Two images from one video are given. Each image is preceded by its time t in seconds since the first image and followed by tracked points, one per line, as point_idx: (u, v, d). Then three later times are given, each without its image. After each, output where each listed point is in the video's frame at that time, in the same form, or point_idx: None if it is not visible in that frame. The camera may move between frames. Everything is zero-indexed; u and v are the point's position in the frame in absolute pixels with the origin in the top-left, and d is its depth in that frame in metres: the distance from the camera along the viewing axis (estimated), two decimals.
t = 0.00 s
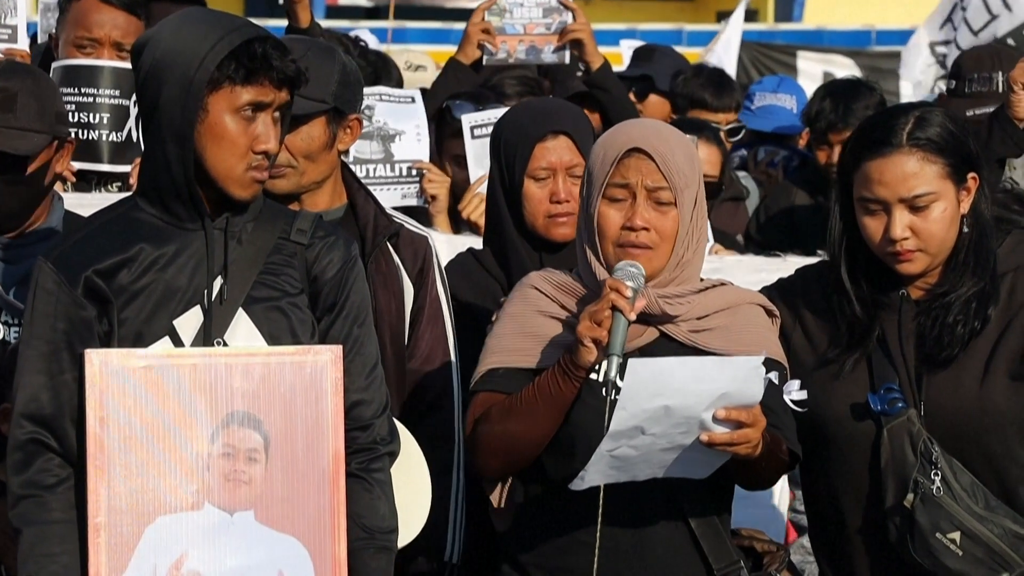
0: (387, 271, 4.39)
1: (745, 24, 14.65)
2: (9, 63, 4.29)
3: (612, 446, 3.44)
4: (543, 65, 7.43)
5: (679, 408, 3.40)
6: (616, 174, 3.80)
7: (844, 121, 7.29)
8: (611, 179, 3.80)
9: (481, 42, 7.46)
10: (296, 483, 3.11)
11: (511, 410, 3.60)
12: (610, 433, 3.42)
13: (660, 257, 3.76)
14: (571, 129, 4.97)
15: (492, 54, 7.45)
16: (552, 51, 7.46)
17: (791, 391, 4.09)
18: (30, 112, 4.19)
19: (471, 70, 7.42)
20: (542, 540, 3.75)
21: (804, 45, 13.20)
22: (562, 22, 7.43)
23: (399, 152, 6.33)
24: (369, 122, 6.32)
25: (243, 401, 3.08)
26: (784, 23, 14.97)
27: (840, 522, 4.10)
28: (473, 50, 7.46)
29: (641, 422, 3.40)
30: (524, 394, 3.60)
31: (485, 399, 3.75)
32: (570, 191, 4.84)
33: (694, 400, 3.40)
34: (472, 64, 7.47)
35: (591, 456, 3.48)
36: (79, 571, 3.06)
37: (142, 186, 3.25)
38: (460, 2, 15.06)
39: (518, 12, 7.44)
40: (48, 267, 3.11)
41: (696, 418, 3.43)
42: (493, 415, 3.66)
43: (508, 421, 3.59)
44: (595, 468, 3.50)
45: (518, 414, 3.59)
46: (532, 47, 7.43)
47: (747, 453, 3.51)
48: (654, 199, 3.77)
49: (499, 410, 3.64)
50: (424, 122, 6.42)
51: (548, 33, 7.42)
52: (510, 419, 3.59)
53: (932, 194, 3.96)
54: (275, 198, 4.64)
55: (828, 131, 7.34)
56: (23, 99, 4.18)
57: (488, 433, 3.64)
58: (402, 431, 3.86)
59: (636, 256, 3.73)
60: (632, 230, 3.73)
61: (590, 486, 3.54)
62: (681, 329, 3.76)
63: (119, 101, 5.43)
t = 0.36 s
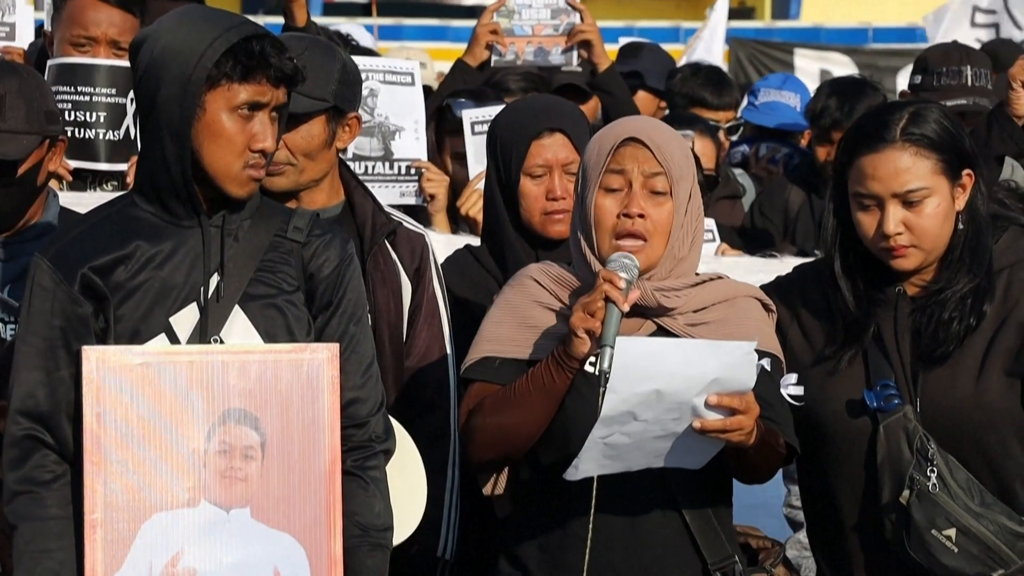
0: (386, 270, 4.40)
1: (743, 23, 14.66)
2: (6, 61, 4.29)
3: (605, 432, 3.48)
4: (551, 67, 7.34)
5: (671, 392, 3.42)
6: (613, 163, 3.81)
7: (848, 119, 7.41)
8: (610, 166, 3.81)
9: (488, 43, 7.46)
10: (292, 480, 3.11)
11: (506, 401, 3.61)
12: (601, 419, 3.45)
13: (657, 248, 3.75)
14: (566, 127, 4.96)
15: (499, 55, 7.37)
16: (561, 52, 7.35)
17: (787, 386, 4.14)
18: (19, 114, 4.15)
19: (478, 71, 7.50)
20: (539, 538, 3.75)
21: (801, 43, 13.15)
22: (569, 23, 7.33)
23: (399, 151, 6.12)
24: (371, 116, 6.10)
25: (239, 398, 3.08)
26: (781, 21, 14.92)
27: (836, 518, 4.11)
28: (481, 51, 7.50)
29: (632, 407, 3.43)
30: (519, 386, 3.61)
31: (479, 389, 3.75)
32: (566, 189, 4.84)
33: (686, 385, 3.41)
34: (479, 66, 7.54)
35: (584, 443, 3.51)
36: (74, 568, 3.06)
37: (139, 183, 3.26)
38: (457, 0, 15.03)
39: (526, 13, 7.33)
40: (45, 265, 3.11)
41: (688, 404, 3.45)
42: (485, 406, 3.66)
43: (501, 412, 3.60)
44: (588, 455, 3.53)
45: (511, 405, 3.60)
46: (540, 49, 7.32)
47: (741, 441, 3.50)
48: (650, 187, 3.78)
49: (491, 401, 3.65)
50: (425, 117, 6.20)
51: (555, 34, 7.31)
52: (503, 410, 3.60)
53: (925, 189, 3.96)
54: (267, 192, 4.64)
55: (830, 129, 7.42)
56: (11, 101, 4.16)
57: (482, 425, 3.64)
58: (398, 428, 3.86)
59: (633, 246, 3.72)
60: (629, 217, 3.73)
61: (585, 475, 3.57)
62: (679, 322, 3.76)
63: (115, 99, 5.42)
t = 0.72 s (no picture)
0: (385, 268, 4.39)
1: (741, 23, 14.67)
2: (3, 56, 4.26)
3: (603, 417, 3.46)
4: (560, 66, 7.43)
5: (669, 381, 3.40)
6: (612, 151, 3.82)
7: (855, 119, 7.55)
8: (608, 156, 3.82)
9: (495, 42, 7.61)
10: (291, 480, 3.10)
11: (502, 390, 3.60)
12: (600, 405, 3.44)
13: (657, 232, 3.76)
14: (565, 124, 4.95)
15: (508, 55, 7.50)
16: (570, 51, 7.45)
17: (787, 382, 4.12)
18: (34, 111, 4.17)
19: (485, 70, 7.60)
20: (538, 538, 3.74)
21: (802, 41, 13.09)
22: (578, 21, 7.45)
23: (405, 150, 6.13)
24: (377, 115, 6.09)
25: (239, 397, 3.07)
26: (781, 19, 14.86)
27: (836, 518, 4.10)
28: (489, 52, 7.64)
29: (630, 395, 3.41)
30: (516, 369, 3.61)
31: (478, 375, 3.74)
32: (565, 187, 4.82)
33: (684, 373, 3.39)
34: (486, 66, 7.65)
35: (583, 426, 3.50)
36: (72, 566, 3.05)
37: (138, 181, 3.24)
38: None
39: (534, 12, 7.46)
40: (44, 264, 3.10)
41: (687, 392, 3.42)
42: (482, 395, 3.65)
43: (500, 400, 3.59)
44: (586, 438, 3.51)
45: (506, 395, 3.59)
46: (549, 48, 7.44)
47: (740, 431, 3.49)
48: (649, 175, 3.77)
49: (488, 388, 3.65)
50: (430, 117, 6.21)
51: (564, 33, 7.44)
52: (499, 399, 3.60)
53: (923, 185, 3.95)
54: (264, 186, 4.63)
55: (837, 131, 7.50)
56: (24, 98, 4.17)
57: (480, 415, 3.63)
58: (397, 426, 3.84)
59: (630, 232, 3.72)
60: (627, 203, 3.73)
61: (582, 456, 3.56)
62: (678, 316, 3.74)
63: (113, 96, 5.40)
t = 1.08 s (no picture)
0: (386, 268, 4.38)
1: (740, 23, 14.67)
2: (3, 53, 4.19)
3: (604, 414, 3.40)
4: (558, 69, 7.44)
5: (669, 372, 3.38)
6: (610, 156, 3.82)
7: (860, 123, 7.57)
8: (605, 161, 3.81)
9: (495, 45, 7.55)
10: (291, 480, 3.09)
11: (503, 402, 3.61)
12: (601, 399, 3.37)
13: (654, 240, 3.75)
14: (567, 130, 4.96)
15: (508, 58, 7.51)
16: (569, 56, 7.48)
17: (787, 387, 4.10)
18: (45, 106, 4.10)
19: (483, 73, 7.45)
20: (540, 539, 3.73)
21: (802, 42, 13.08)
22: (577, 25, 7.51)
23: (407, 150, 6.09)
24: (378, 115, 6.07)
25: (239, 397, 3.06)
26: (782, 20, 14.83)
27: (837, 519, 4.09)
28: (489, 56, 7.56)
29: (630, 386, 3.37)
30: (516, 381, 3.61)
31: (479, 388, 3.73)
32: (566, 193, 4.83)
33: (684, 366, 3.39)
34: (485, 70, 7.54)
35: (583, 427, 3.41)
36: (71, 566, 3.04)
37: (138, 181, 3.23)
38: None
39: (534, 16, 7.56)
40: (44, 264, 3.09)
41: (686, 386, 3.42)
42: (484, 405, 3.66)
43: (502, 412, 3.60)
44: (588, 441, 3.42)
45: (509, 403, 3.60)
46: (548, 52, 7.49)
47: (739, 427, 3.49)
48: (646, 181, 3.76)
49: (489, 400, 3.65)
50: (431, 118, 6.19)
51: (563, 37, 7.52)
52: (501, 409, 3.61)
53: (923, 183, 3.95)
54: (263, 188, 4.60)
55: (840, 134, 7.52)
56: (36, 96, 4.09)
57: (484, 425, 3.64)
58: (397, 427, 3.83)
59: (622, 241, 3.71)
60: (623, 211, 3.72)
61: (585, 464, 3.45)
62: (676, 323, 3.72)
63: (115, 95, 5.38)
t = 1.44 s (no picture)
0: (385, 267, 4.37)
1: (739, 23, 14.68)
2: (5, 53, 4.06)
3: (600, 425, 3.42)
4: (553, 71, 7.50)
5: (666, 387, 3.37)
6: (612, 161, 3.79)
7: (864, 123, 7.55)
8: (608, 165, 3.78)
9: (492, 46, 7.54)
10: (290, 480, 3.08)
11: (503, 401, 3.59)
12: (596, 412, 3.39)
13: (657, 246, 3.74)
14: (564, 128, 5.00)
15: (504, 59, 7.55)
16: (564, 56, 7.51)
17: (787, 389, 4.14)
18: (46, 107, 3.98)
19: (481, 73, 7.45)
20: (539, 539, 3.72)
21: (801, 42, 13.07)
22: (573, 26, 7.50)
23: (403, 149, 6.06)
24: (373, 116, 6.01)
25: (239, 397, 3.05)
26: (780, 20, 14.83)
27: (838, 519, 4.08)
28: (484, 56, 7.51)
29: (627, 400, 3.38)
30: (515, 381, 3.59)
31: (477, 387, 3.72)
32: (561, 189, 4.86)
33: (681, 379, 3.37)
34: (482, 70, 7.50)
35: (580, 437, 3.45)
36: (70, 566, 3.03)
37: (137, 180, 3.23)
38: None
39: (530, 17, 7.56)
40: (43, 264, 3.07)
41: (683, 399, 3.40)
42: (484, 404, 3.64)
43: (501, 411, 3.58)
44: (585, 449, 3.46)
45: (508, 403, 3.58)
46: (544, 52, 7.50)
47: (736, 437, 3.46)
48: (650, 187, 3.75)
49: (489, 399, 3.63)
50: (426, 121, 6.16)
51: (558, 37, 7.50)
52: (501, 408, 3.59)
53: (932, 178, 3.95)
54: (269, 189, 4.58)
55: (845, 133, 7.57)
56: (37, 98, 3.98)
57: (483, 423, 3.62)
58: (396, 428, 3.82)
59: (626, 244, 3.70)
60: (628, 217, 3.71)
61: (582, 469, 3.51)
62: (677, 323, 3.73)
63: (116, 96, 5.36)
